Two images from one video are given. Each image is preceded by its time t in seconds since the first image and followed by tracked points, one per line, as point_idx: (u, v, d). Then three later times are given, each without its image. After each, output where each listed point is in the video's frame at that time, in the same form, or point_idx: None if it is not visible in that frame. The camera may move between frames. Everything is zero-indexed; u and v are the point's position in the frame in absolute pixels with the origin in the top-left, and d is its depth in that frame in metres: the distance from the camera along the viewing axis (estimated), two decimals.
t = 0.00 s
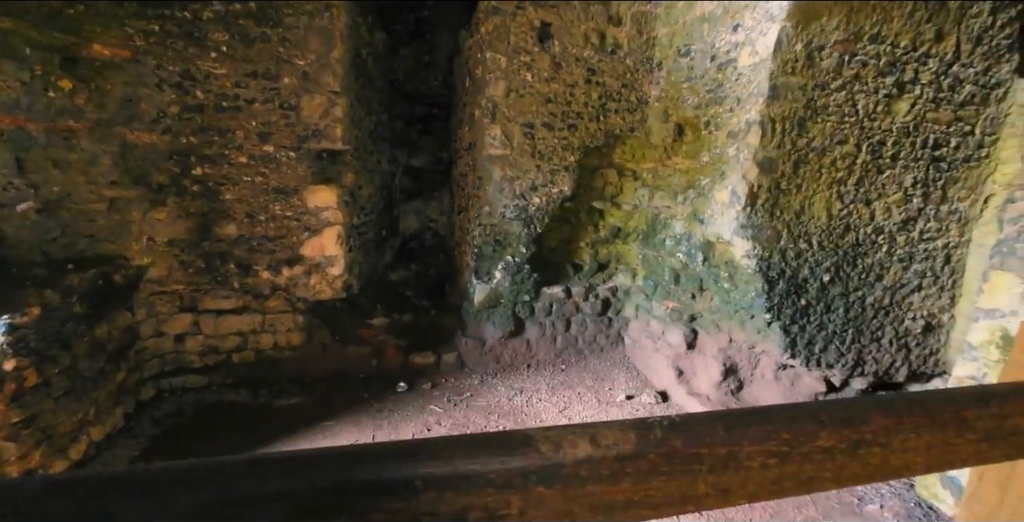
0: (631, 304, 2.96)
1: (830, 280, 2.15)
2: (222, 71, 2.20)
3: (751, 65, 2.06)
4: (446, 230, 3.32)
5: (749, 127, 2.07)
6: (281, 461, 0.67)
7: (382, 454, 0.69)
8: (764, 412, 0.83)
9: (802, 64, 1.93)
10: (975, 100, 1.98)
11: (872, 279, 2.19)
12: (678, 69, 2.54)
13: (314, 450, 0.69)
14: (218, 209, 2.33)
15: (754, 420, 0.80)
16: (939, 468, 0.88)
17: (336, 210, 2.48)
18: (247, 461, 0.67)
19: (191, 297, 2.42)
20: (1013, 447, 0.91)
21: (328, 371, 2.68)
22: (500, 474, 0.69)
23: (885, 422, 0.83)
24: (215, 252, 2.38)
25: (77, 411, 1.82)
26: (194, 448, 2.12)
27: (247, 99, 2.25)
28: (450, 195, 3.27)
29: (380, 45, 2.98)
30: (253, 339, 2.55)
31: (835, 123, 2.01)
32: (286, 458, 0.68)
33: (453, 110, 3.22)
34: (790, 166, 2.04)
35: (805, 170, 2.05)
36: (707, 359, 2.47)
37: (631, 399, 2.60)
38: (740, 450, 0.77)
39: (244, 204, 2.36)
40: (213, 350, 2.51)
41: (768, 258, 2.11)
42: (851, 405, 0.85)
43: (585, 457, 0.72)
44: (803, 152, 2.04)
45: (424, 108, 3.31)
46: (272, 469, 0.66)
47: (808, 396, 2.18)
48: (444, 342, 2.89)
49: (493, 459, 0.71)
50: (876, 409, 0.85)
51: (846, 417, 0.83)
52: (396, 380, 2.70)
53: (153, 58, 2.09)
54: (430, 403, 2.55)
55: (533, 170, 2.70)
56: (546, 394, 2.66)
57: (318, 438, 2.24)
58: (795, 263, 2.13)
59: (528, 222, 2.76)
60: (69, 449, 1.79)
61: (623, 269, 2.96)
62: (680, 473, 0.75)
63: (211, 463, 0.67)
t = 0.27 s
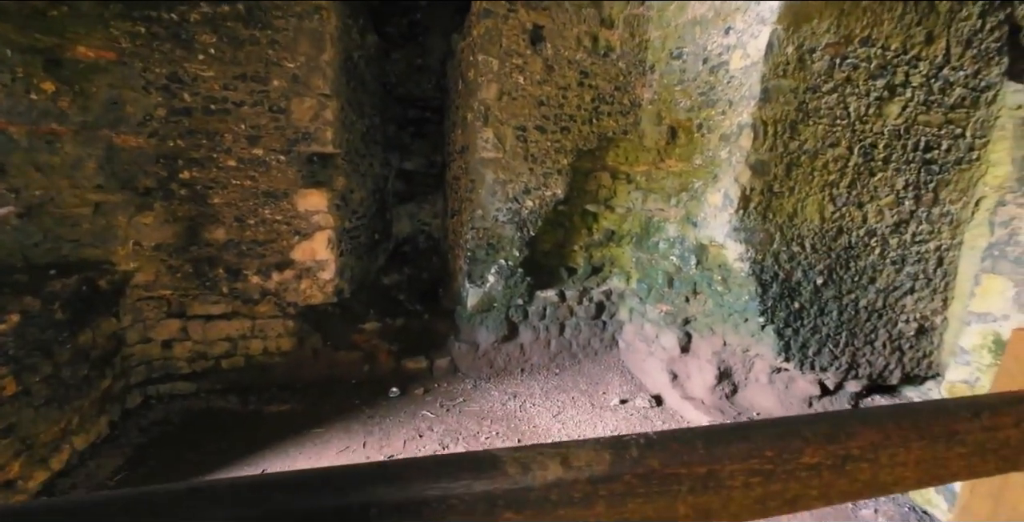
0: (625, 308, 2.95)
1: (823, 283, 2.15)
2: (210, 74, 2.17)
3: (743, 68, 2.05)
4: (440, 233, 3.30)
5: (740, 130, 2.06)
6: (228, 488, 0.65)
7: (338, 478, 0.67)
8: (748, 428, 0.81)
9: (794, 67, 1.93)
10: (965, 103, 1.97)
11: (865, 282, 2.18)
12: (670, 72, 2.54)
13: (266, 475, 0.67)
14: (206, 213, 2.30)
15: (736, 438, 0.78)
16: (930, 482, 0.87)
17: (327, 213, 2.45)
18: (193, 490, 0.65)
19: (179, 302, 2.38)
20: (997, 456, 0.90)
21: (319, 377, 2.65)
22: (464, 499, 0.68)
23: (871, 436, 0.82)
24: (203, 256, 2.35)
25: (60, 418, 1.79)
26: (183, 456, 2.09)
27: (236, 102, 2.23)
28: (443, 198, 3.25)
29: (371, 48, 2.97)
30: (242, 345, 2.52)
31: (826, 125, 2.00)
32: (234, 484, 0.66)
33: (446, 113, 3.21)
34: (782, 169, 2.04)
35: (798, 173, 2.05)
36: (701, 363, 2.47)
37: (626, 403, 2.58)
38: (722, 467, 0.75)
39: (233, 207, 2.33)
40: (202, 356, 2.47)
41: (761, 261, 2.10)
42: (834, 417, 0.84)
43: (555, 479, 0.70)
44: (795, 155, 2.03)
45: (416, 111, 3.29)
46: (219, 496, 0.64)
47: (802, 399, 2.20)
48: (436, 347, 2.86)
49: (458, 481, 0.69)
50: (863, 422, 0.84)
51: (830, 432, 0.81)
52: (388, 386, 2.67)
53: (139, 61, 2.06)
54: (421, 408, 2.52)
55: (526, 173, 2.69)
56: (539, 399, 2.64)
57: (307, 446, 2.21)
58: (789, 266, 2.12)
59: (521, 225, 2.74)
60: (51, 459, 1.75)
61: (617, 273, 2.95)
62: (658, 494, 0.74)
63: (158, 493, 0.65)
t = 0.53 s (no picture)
0: (624, 315, 2.94)
1: (821, 290, 2.15)
2: (209, 84, 2.18)
3: (739, 78, 2.07)
4: (438, 241, 3.31)
5: (737, 139, 2.07)
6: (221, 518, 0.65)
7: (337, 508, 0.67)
8: (752, 449, 0.81)
9: (789, 77, 1.95)
10: (959, 113, 2.02)
11: (862, 290, 2.19)
12: (667, 82, 2.56)
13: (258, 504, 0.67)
14: (204, 222, 2.30)
15: (739, 461, 0.78)
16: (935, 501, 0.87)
17: (325, 222, 2.45)
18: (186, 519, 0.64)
19: (176, 312, 2.37)
20: (996, 468, 0.89)
21: (318, 386, 2.65)
22: None
23: (877, 455, 0.82)
24: (201, 266, 2.34)
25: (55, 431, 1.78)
26: (179, 468, 2.07)
27: (235, 112, 2.23)
28: (442, 206, 3.26)
29: (370, 58, 2.98)
30: (240, 355, 2.51)
31: (822, 134, 2.02)
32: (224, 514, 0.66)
33: (445, 122, 3.22)
34: (779, 178, 2.05)
35: (794, 181, 2.06)
36: (700, 371, 2.45)
37: (625, 412, 2.57)
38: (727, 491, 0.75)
39: (231, 217, 2.33)
40: (199, 366, 2.46)
41: (759, 270, 2.11)
42: (837, 433, 0.85)
43: (562, 504, 0.71)
44: (792, 163, 2.04)
45: (415, 119, 3.30)
46: None
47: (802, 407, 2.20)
48: (435, 356, 2.86)
49: (462, 506, 0.68)
50: (868, 441, 0.84)
51: (834, 451, 0.81)
52: (387, 395, 2.66)
53: (139, 71, 2.07)
54: (420, 418, 2.50)
55: (525, 182, 2.70)
56: (539, 408, 2.63)
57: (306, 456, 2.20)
58: (787, 274, 2.13)
59: (520, 234, 2.75)
60: (46, 472, 1.74)
61: (616, 280, 2.95)
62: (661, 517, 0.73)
63: None
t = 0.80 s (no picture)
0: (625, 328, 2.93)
1: (821, 304, 2.16)
2: (213, 101, 2.21)
3: (737, 94, 2.09)
4: (439, 254, 3.31)
5: (736, 154, 2.09)
6: None
7: None
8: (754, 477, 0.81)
9: (786, 94, 1.98)
10: (954, 127, 2.04)
11: (863, 303, 2.19)
12: (666, 97, 2.59)
13: None
14: (207, 237, 2.31)
15: (747, 489, 0.78)
16: None
17: (327, 236, 2.46)
18: None
19: (177, 326, 2.37)
20: (1017, 506, 0.85)
21: (318, 401, 2.64)
22: None
23: (884, 483, 0.81)
24: (203, 280, 2.35)
25: (53, 449, 1.77)
26: (178, 485, 2.05)
27: (239, 128, 2.26)
28: (443, 219, 3.27)
29: (372, 74, 3.01)
30: (240, 370, 2.50)
31: (820, 149, 2.05)
32: None
33: (445, 136, 3.25)
34: (778, 192, 2.07)
35: (793, 196, 2.08)
36: (702, 384, 2.44)
37: (627, 425, 2.55)
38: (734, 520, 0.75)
39: (233, 231, 2.34)
40: (199, 381, 2.45)
41: (759, 283, 2.12)
42: (848, 461, 0.84)
43: None
44: (790, 178, 2.07)
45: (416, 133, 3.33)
46: None
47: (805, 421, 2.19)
48: (436, 370, 2.84)
49: None
50: (875, 469, 0.83)
51: (842, 480, 0.81)
52: (388, 409, 2.64)
53: (144, 89, 2.10)
54: (421, 433, 2.49)
55: (525, 195, 2.72)
56: (540, 422, 2.61)
57: (307, 473, 2.18)
58: (787, 287, 2.13)
59: (520, 247, 2.76)
60: (44, 490, 1.73)
61: (617, 293, 2.95)
62: None
63: None
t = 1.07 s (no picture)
0: (628, 349, 2.91)
1: (825, 324, 2.15)
2: (220, 125, 2.25)
3: (735, 117, 2.12)
4: (440, 273, 3.31)
5: (735, 176, 2.11)
6: None
7: None
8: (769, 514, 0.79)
9: (784, 116, 2.01)
10: (950, 148, 2.07)
11: (867, 323, 2.18)
12: (665, 119, 2.63)
13: None
14: (210, 259, 2.32)
15: None
16: None
17: (330, 258, 2.47)
18: None
19: (178, 348, 2.36)
20: None
21: (319, 424, 2.61)
22: None
23: None
24: (205, 302, 2.35)
25: (50, 476, 1.74)
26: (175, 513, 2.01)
27: (244, 151, 2.29)
28: (445, 239, 3.28)
29: (376, 98, 3.07)
30: (240, 392, 2.48)
31: (818, 170, 2.07)
32: None
33: (448, 157, 3.29)
34: (779, 213, 2.09)
35: (793, 216, 2.10)
36: (707, 405, 2.40)
37: (631, 448, 2.51)
38: None
39: (237, 253, 2.35)
40: (199, 404, 2.42)
41: (762, 303, 2.12)
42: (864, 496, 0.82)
43: None
44: (790, 198, 2.08)
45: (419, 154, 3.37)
46: None
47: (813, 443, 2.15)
48: (438, 392, 2.81)
49: None
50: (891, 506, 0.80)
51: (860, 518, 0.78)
52: (389, 432, 2.60)
53: (153, 114, 2.15)
54: (422, 456, 2.45)
55: (527, 216, 2.73)
56: (543, 445, 2.57)
57: (306, 499, 2.13)
58: (790, 308, 2.13)
59: (522, 267, 2.76)
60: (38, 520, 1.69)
61: (619, 313, 2.93)
62: None
63: None
